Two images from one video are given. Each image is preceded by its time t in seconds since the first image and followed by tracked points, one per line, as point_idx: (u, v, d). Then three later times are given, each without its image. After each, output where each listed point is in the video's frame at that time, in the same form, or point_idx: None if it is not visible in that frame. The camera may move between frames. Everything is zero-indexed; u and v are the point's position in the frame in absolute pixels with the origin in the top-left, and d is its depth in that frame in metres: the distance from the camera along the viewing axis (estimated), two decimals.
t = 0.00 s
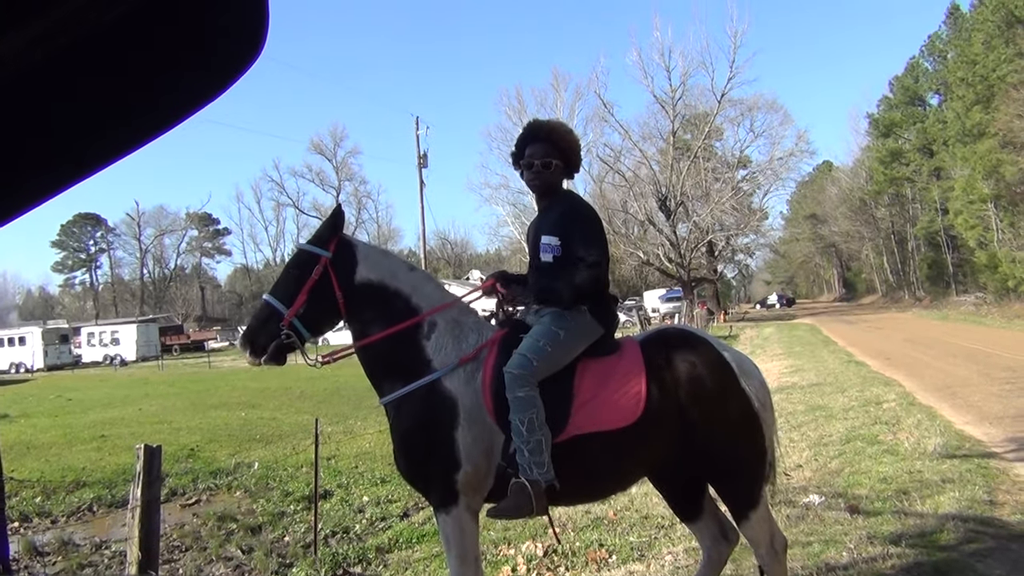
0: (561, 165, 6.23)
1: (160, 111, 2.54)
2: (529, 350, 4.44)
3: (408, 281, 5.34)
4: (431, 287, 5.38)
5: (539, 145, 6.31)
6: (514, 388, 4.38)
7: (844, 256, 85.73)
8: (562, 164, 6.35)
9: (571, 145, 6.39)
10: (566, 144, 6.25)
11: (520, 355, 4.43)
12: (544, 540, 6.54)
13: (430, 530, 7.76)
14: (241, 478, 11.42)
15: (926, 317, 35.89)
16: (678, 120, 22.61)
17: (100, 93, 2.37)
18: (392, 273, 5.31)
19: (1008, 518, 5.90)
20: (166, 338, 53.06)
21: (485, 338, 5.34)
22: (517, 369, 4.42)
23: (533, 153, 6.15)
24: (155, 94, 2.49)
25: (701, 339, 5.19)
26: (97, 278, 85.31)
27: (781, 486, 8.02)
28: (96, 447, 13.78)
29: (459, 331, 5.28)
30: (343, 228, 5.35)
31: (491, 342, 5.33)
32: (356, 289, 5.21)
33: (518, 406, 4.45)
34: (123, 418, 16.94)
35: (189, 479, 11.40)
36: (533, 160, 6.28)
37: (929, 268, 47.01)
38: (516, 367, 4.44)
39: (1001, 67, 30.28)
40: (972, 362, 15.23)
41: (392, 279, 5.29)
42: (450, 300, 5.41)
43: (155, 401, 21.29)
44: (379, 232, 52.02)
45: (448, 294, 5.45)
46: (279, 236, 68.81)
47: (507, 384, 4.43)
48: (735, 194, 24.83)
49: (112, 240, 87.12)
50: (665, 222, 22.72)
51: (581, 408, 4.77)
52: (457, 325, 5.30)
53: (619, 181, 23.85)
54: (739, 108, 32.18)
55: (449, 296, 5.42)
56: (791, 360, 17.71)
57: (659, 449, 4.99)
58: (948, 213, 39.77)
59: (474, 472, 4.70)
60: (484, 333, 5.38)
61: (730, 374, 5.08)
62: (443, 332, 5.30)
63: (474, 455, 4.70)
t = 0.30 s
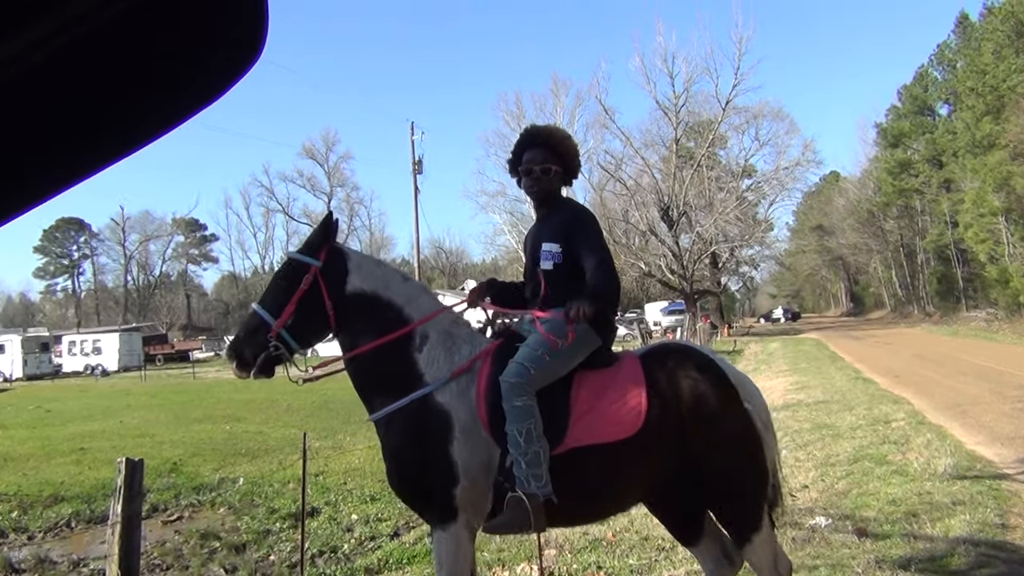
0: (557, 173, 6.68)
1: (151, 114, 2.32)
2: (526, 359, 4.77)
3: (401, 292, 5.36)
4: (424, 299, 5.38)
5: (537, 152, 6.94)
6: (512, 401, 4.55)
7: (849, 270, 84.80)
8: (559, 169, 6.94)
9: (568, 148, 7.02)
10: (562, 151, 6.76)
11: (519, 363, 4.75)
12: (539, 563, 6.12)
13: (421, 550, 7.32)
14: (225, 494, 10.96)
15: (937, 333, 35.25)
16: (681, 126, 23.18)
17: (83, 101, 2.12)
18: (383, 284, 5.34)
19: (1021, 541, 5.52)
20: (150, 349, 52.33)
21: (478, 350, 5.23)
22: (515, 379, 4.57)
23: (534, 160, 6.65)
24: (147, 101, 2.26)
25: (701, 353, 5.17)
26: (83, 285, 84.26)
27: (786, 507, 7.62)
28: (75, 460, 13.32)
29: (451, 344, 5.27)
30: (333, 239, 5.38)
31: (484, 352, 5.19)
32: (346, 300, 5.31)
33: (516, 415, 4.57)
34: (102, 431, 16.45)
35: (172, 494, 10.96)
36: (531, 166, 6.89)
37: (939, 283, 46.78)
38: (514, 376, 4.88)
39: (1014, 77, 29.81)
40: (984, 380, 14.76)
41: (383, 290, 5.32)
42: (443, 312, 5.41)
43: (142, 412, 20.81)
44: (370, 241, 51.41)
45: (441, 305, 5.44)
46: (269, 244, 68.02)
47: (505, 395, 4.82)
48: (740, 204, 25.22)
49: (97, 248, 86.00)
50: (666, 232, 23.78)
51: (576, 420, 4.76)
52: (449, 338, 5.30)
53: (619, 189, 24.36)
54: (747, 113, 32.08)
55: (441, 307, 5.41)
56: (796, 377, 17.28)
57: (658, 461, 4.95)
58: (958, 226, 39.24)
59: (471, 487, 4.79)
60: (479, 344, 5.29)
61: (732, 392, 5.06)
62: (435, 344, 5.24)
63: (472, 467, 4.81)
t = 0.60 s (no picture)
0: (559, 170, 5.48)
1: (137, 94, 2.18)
2: (527, 387, 4.22)
3: (373, 311, 4.67)
4: (401, 316, 4.68)
5: (538, 144, 5.64)
6: (508, 430, 4.13)
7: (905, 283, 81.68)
8: (564, 164, 5.67)
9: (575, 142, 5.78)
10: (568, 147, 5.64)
11: (518, 389, 4.21)
12: None
13: None
14: (177, 539, 9.36)
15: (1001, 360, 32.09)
16: (703, 119, 23.50)
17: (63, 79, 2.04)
18: (352, 302, 4.67)
19: None
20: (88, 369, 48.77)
21: (468, 375, 4.55)
22: (511, 408, 4.16)
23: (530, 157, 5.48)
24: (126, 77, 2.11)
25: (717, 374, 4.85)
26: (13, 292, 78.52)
27: (822, 559, 6.66)
28: (5, 499, 11.67)
29: (438, 370, 4.59)
30: (293, 250, 4.72)
31: (475, 377, 4.52)
32: (308, 322, 4.63)
33: (515, 451, 4.09)
34: (36, 466, 14.65)
35: (115, 539, 9.37)
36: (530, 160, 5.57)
37: (1003, 297, 44.11)
38: (512, 405, 4.17)
39: None
40: None
41: (352, 309, 4.65)
42: (426, 332, 4.69)
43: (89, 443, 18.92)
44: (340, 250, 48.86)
45: (423, 326, 4.73)
46: (226, 251, 64.01)
47: (503, 429, 4.15)
48: (772, 210, 25.26)
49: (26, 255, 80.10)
50: (686, 239, 24.80)
51: (585, 455, 4.37)
52: (435, 363, 4.62)
53: (635, 191, 24.83)
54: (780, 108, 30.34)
55: (423, 327, 4.71)
56: (837, 409, 15.54)
57: (674, 499, 4.60)
58: None
59: (462, 536, 4.23)
60: (468, 369, 4.62)
61: (756, 422, 4.73)
62: (417, 371, 4.57)
63: (462, 514, 4.23)
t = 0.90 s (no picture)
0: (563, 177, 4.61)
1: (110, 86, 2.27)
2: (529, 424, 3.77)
3: (356, 330, 4.18)
4: (388, 336, 4.21)
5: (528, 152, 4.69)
6: (503, 472, 3.70)
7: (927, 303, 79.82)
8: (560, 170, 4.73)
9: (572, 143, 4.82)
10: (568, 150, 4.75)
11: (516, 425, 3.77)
12: None
13: None
14: None
15: None
16: (719, 122, 22.99)
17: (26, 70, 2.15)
18: (335, 320, 4.17)
19: None
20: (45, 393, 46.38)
21: (463, 406, 4.10)
22: (507, 446, 3.73)
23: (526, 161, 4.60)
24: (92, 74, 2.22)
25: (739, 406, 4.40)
26: None
27: None
28: None
29: (431, 399, 4.14)
30: (271, 261, 4.22)
31: (471, 409, 4.08)
32: (286, 342, 4.11)
33: (509, 494, 3.66)
34: None
35: None
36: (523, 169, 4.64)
37: None
38: (508, 444, 3.74)
39: None
40: None
41: (334, 329, 4.15)
42: (417, 357, 4.22)
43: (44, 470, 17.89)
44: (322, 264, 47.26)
45: (414, 347, 4.26)
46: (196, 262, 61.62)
47: (500, 470, 3.71)
48: (793, 219, 24.11)
49: None
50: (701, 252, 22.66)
51: (592, 498, 3.95)
52: (427, 390, 4.17)
53: (643, 200, 23.02)
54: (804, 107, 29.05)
55: (414, 348, 4.23)
56: (866, 441, 14.53)
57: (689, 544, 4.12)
58: None
59: None
60: (463, 399, 4.15)
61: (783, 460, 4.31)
62: (407, 399, 4.11)
63: (452, 559, 3.78)
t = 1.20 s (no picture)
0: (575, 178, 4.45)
1: (79, 89, 2.90)
2: (547, 454, 3.55)
3: (348, 347, 4.01)
4: (383, 353, 4.04)
5: (546, 150, 4.54)
6: (518, 506, 3.50)
7: (960, 323, 77.50)
8: (578, 174, 4.58)
9: (597, 147, 4.66)
10: (582, 147, 4.56)
11: (534, 454, 3.56)
12: None
13: None
14: None
15: None
16: (749, 120, 22.12)
17: (24, 72, 2.79)
18: (326, 336, 4.00)
19: None
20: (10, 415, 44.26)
21: (471, 433, 3.92)
22: (524, 477, 3.51)
23: (536, 161, 4.44)
24: (67, 77, 2.85)
25: (773, 431, 4.14)
26: None
27: None
28: None
29: (433, 425, 3.96)
30: (253, 272, 4.04)
31: (480, 436, 3.89)
32: (270, 360, 3.92)
33: (525, 531, 3.48)
34: None
35: None
36: (535, 171, 4.51)
37: None
38: (524, 475, 3.53)
39: None
40: None
41: (325, 346, 3.98)
42: (418, 378, 4.04)
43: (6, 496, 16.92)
44: (313, 275, 45.73)
45: (416, 366, 4.09)
46: (170, 270, 59.38)
47: (515, 504, 3.51)
48: (832, 231, 22.08)
49: None
50: (727, 263, 22.29)
51: (613, 534, 3.70)
52: (429, 415, 3.99)
53: (663, 207, 22.49)
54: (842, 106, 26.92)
55: (414, 366, 4.07)
56: (912, 476, 13.41)
57: None
58: None
59: None
60: (472, 426, 3.96)
61: (819, 488, 4.05)
62: (407, 424, 3.93)
63: None
